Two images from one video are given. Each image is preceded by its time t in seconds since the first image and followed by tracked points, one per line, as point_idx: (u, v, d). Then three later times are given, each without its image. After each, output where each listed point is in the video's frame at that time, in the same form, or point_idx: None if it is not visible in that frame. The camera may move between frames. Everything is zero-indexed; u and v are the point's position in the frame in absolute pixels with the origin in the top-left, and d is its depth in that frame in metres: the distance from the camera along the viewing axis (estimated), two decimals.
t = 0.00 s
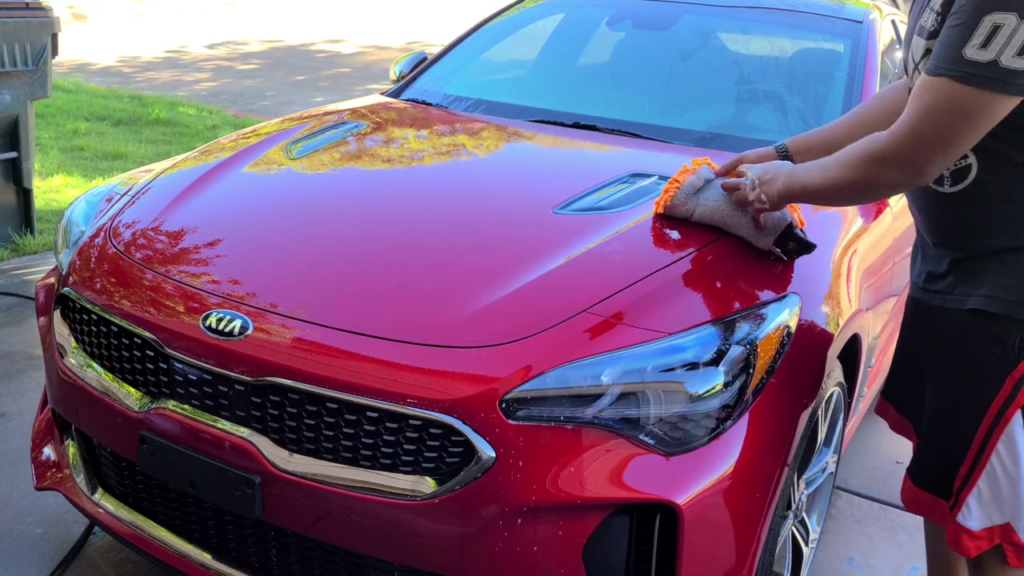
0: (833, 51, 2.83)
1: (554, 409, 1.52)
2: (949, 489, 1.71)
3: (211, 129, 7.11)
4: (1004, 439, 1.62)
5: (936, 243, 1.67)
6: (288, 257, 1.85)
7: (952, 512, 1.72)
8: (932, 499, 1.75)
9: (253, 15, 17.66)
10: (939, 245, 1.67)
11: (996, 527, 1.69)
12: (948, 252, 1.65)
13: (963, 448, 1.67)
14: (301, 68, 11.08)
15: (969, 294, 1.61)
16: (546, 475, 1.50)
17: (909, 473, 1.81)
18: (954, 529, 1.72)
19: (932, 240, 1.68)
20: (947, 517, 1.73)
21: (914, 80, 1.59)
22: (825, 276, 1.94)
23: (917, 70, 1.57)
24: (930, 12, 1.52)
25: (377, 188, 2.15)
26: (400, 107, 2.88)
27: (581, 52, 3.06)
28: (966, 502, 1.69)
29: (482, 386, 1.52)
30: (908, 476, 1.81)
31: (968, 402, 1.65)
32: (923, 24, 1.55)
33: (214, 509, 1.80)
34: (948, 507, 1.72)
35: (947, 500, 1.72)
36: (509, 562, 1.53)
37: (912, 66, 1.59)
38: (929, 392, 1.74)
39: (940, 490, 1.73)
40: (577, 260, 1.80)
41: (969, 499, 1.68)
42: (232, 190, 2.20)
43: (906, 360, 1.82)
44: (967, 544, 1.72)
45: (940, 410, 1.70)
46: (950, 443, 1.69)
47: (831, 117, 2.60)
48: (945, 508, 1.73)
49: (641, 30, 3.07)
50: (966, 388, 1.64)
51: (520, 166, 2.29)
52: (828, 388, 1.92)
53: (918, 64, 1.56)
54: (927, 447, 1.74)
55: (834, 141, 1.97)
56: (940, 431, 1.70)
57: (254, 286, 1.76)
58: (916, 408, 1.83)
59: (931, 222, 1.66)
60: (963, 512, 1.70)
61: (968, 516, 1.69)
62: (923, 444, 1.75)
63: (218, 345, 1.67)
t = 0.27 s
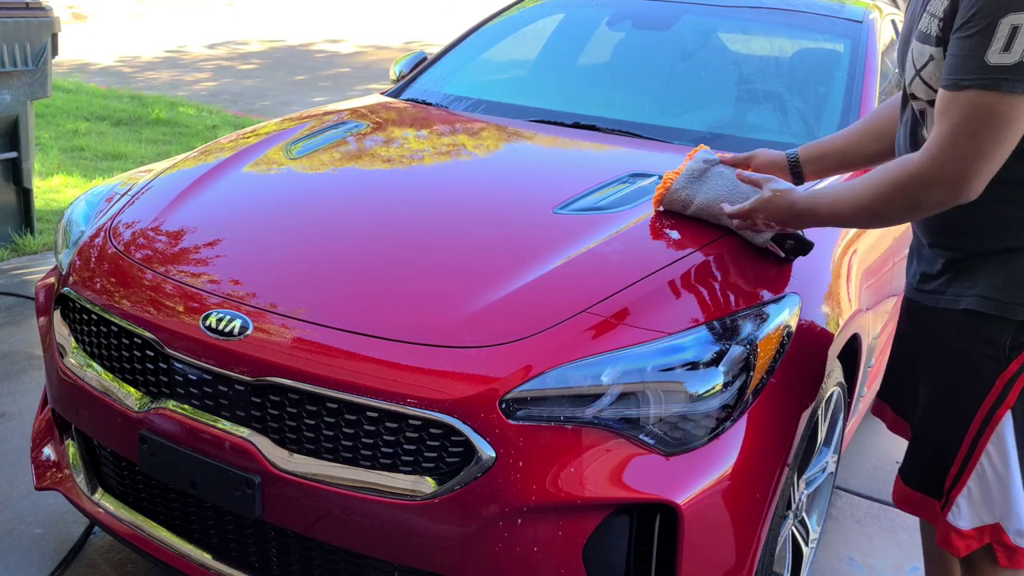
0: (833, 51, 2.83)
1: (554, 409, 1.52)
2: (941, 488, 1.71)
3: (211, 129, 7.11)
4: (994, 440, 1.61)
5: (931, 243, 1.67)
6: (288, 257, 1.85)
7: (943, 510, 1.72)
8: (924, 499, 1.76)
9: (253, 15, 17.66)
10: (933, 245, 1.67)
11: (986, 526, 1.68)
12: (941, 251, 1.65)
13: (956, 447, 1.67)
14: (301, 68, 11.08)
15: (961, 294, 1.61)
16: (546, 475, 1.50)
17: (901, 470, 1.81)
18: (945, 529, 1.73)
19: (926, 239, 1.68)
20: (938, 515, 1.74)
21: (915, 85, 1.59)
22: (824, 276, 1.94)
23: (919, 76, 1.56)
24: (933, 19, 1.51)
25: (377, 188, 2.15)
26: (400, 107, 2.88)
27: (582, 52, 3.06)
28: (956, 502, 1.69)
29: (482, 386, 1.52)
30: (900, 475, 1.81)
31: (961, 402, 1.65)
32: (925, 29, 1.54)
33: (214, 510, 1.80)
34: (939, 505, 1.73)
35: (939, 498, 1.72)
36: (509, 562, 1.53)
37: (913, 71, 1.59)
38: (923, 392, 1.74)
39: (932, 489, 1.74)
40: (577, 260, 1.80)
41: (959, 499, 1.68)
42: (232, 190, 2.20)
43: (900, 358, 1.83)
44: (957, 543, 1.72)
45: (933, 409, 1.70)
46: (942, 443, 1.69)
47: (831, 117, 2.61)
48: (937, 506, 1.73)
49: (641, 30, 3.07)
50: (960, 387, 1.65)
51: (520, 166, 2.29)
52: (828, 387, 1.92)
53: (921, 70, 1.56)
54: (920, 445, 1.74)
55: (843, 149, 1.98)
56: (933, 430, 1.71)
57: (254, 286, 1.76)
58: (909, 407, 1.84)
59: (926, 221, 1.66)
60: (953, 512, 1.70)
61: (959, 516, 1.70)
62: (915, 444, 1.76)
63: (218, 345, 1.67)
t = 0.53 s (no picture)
0: (833, 51, 2.83)
1: (554, 409, 1.52)
2: (943, 498, 1.67)
3: (211, 129, 7.11)
4: (1004, 449, 1.58)
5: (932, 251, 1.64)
6: (288, 257, 1.85)
7: (944, 522, 1.68)
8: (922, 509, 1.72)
9: (252, 15, 17.66)
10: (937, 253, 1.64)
11: (991, 537, 1.65)
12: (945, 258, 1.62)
13: (960, 457, 1.63)
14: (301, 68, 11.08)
15: (973, 302, 1.57)
16: (546, 475, 1.50)
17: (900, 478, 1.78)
18: (947, 538, 1.70)
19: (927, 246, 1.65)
20: (939, 525, 1.70)
21: (933, 91, 1.48)
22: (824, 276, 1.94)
23: (945, 82, 1.45)
24: (964, 22, 1.41)
25: (377, 188, 2.15)
26: (400, 107, 2.88)
27: (582, 52, 3.06)
28: (961, 512, 1.65)
29: (482, 386, 1.52)
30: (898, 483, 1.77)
31: (966, 410, 1.61)
32: (948, 32, 1.44)
33: (214, 509, 1.80)
34: (940, 516, 1.69)
35: (940, 508, 1.68)
36: (509, 561, 1.53)
37: (932, 76, 1.48)
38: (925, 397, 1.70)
39: (931, 499, 1.69)
40: (577, 260, 1.80)
41: (964, 509, 1.65)
42: (232, 190, 2.20)
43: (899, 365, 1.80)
44: (961, 555, 1.69)
45: (936, 417, 1.66)
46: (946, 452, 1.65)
47: (832, 117, 2.61)
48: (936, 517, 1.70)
49: (641, 30, 3.07)
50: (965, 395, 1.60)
51: (520, 166, 2.29)
52: (828, 387, 1.92)
53: (947, 76, 1.45)
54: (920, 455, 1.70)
55: (845, 171, 1.96)
56: (936, 440, 1.66)
57: (254, 286, 1.76)
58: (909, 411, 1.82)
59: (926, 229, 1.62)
60: (958, 521, 1.67)
61: (964, 526, 1.66)
62: (915, 453, 1.72)
63: (218, 345, 1.67)
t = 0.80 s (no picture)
0: (833, 51, 2.83)
1: (554, 409, 1.52)
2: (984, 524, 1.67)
3: (211, 129, 7.11)
4: None
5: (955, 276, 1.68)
6: (288, 257, 1.85)
7: (985, 548, 1.69)
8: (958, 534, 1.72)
9: (252, 15, 17.66)
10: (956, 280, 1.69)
11: None
12: (968, 285, 1.66)
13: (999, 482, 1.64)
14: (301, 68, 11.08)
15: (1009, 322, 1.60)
16: (546, 475, 1.50)
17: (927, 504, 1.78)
18: (990, 563, 1.69)
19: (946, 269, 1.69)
20: (977, 551, 1.70)
21: (988, 118, 1.46)
22: (824, 276, 1.94)
23: (1009, 108, 1.43)
24: None
25: (377, 188, 2.15)
26: (400, 107, 2.88)
27: (582, 52, 3.06)
28: (1004, 535, 1.66)
29: (482, 386, 1.52)
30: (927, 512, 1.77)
31: (1001, 432, 1.62)
32: (1003, 57, 1.42)
33: (214, 510, 1.80)
34: (978, 542, 1.69)
35: (977, 535, 1.69)
36: (509, 562, 1.53)
37: (990, 103, 1.45)
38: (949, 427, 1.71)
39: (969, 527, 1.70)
40: (577, 260, 1.80)
41: (1008, 532, 1.66)
42: (232, 190, 2.20)
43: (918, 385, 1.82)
44: None
45: (966, 443, 1.67)
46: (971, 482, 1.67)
47: (832, 117, 2.61)
48: (971, 543, 1.70)
49: (641, 30, 3.07)
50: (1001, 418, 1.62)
51: (520, 166, 2.29)
52: (828, 388, 1.92)
53: (1012, 102, 1.42)
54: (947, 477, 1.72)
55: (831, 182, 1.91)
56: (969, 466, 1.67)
57: (254, 286, 1.76)
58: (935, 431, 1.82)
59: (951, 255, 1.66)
60: (1002, 546, 1.67)
61: (1007, 548, 1.67)
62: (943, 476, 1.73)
63: (218, 345, 1.67)
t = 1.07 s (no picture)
0: (833, 51, 2.83)
1: (554, 409, 1.52)
2: None
3: (211, 129, 7.11)
4: None
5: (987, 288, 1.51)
6: (288, 257, 1.84)
7: None
8: (1010, 556, 1.56)
9: (252, 15, 17.66)
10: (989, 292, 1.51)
11: None
12: (1001, 298, 1.50)
13: None
14: (301, 68, 11.09)
15: None
16: (546, 475, 1.50)
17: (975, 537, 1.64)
18: None
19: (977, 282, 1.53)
20: None
21: None
22: (824, 276, 1.94)
23: None
24: None
25: (377, 188, 2.15)
26: (399, 107, 2.88)
27: (582, 52, 3.06)
28: None
29: (482, 386, 1.52)
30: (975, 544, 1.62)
31: None
32: None
33: (214, 510, 1.80)
34: None
35: None
36: (509, 562, 1.53)
37: None
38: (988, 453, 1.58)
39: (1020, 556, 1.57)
40: (577, 260, 1.80)
41: None
42: (232, 190, 2.20)
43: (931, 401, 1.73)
44: None
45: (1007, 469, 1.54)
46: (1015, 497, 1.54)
47: (832, 118, 2.61)
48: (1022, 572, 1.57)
49: (641, 30, 3.07)
50: None
51: (520, 167, 2.29)
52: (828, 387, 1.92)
53: None
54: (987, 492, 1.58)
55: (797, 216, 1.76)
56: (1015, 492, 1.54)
57: (254, 286, 1.76)
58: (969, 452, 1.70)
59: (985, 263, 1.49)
60: None
61: None
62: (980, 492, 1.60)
63: (218, 345, 1.67)
